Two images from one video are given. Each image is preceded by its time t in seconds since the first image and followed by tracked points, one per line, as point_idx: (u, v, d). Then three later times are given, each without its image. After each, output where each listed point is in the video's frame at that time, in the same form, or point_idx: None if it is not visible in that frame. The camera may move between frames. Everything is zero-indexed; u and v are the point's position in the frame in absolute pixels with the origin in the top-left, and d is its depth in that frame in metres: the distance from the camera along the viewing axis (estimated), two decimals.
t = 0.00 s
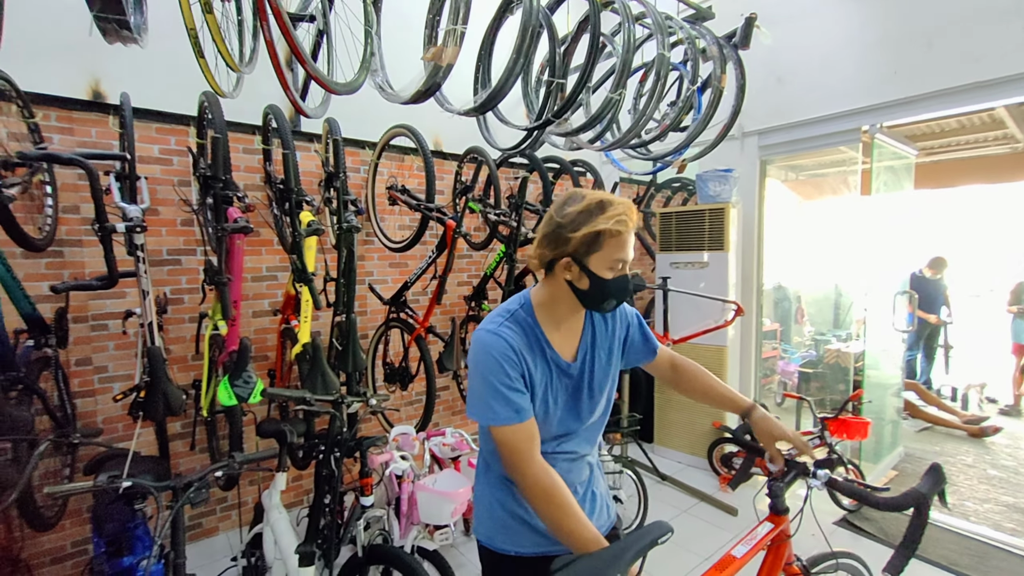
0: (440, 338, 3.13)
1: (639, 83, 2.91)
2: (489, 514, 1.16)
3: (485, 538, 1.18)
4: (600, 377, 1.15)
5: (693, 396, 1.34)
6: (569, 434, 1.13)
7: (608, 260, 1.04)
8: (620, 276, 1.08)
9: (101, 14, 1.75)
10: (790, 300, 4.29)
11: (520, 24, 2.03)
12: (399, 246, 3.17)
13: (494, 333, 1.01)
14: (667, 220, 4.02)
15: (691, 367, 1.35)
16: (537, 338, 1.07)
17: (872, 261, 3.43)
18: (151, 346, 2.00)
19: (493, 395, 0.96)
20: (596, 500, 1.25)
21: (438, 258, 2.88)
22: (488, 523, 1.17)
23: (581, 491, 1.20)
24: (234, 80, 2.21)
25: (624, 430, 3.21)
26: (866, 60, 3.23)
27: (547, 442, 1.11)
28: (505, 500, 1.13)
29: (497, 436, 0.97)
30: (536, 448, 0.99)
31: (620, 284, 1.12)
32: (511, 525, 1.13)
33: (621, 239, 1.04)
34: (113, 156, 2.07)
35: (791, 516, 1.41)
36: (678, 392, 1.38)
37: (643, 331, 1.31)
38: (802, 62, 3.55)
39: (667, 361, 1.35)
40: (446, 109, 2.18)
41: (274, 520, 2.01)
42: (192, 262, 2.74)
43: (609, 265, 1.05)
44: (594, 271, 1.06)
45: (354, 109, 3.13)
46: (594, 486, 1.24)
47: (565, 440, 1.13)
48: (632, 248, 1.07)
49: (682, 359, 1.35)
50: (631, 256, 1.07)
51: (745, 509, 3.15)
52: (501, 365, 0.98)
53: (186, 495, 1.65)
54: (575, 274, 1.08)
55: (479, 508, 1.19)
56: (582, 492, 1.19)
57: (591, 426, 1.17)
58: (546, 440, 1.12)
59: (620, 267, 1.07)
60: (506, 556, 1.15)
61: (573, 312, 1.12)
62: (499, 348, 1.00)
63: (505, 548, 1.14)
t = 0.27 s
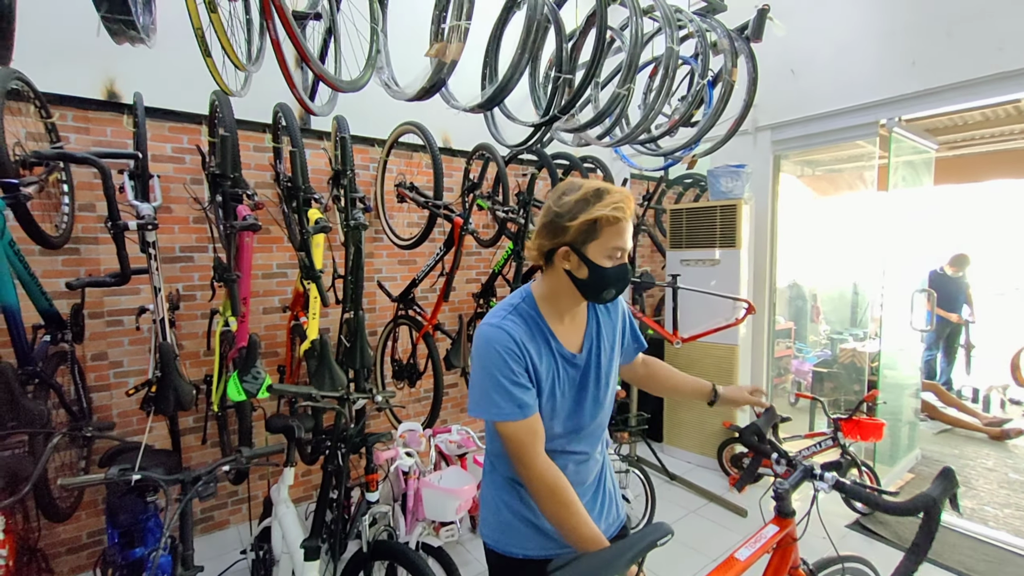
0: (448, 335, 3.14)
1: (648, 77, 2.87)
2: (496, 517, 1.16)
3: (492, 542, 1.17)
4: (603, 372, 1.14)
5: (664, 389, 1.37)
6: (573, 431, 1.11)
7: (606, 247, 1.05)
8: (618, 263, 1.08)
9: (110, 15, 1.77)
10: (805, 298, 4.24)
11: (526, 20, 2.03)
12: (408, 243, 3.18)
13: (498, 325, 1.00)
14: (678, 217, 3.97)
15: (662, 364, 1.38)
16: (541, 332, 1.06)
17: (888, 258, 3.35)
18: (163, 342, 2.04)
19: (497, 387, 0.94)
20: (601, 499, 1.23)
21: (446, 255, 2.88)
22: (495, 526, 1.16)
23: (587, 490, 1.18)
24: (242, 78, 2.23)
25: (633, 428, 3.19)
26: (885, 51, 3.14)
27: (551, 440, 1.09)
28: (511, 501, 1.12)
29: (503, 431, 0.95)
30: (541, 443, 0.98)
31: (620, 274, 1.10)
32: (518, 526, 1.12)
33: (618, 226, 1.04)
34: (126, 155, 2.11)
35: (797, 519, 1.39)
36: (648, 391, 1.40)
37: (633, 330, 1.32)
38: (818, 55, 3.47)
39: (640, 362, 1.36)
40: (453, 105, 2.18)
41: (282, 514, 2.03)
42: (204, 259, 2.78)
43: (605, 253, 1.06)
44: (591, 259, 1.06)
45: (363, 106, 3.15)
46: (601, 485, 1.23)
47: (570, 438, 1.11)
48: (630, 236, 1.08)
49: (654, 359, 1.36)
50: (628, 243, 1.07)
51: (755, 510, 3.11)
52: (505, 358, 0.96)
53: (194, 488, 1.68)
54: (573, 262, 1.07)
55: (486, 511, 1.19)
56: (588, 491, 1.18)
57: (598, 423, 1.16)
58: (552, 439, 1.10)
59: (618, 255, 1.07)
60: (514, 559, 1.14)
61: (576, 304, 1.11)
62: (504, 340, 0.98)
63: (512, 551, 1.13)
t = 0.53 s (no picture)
0: (448, 336, 3.14)
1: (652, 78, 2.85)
2: (485, 521, 1.13)
3: (480, 546, 1.15)
4: (604, 376, 1.12)
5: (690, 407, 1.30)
6: (572, 436, 1.09)
7: (604, 242, 1.05)
8: (619, 260, 1.07)
9: (105, 14, 1.77)
10: (812, 302, 4.18)
11: (524, 20, 2.02)
12: (410, 243, 3.18)
13: (505, 319, 0.98)
14: (682, 218, 3.94)
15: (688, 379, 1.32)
16: (547, 329, 1.03)
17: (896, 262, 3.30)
18: (161, 339, 2.05)
19: (501, 379, 0.93)
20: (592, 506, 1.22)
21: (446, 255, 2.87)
22: (484, 529, 1.14)
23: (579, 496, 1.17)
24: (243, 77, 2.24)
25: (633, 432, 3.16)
26: (894, 51, 3.09)
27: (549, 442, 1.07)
28: (502, 503, 1.10)
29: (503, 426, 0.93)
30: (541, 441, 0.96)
31: (621, 272, 1.07)
32: (507, 532, 1.10)
33: (618, 220, 1.04)
34: (127, 153, 2.12)
35: (794, 528, 1.36)
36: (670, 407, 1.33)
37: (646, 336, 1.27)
38: (826, 55, 3.43)
39: (665, 374, 1.30)
40: (452, 105, 2.17)
41: (278, 513, 2.03)
42: (207, 257, 2.79)
43: (605, 248, 1.05)
44: (589, 251, 1.06)
45: (366, 105, 3.15)
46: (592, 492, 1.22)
47: (568, 442, 1.09)
48: (633, 235, 1.07)
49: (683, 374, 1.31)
50: (631, 241, 1.06)
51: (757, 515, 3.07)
52: (511, 352, 0.94)
53: (188, 487, 1.69)
54: (577, 257, 1.08)
55: (476, 512, 1.16)
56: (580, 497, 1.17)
57: (594, 428, 1.14)
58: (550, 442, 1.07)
59: (619, 252, 1.06)
60: (501, 563, 1.12)
61: (583, 304, 1.09)
62: (512, 332, 0.96)
63: (500, 554, 1.11)
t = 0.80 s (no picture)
0: (445, 335, 3.12)
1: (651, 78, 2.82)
2: (474, 521, 1.12)
3: (468, 545, 1.14)
4: (602, 382, 1.09)
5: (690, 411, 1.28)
6: (566, 441, 1.06)
7: (564, 230, 1.07)
8: (582, 248, 1.06)
9: (94, 9, 1.74)
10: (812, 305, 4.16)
11: (520, 18, 2.00)
12: (407, 242, 3.16)
13: (497, 318, 0.97)
14: (682, 220, 3.92)
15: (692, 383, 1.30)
16: (541, 332, 1.01)
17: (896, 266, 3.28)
18: (153, 337, 2.03)
19: (491, 379, 0.92)
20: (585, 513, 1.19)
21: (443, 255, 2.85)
22: (472, 529, 1.12)
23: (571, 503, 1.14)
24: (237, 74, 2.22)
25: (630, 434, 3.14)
26: (896, 54, 3.07)
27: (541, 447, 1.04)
28: (491, 505, 1.09)
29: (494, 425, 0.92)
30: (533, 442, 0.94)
31: (585, 259, 1.06)
32: (495, 535, 1.08)
33: (576, 209, 1.07)
34: (121, 149, 2.10)
35: (788, 536, 1.35)
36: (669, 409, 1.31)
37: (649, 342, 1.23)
38: (827, 57, 3.41)
39: (669, 377, 1.27)
40: (449, 103, 2.15)
41: (270, 513, 2.01)
42: (202, 254, 2.78)
43: (567, 236, 1.08)
44: (554, 242, 1.10)
45: (364, 103, 3.13)
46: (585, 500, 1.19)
47: (561, 448, 1.06)
48: (597, 223, 1.06)
49: (685, 376, 1.28)
50: (596, 230, 1.06)
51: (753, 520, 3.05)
52: (500, 352, 0.93)
53: (176, 486, 1.67)
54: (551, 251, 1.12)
55: (466, 512, 1.15)
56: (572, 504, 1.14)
57: (588, 435, 1.11)
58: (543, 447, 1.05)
59: (582, 240, 1.07)
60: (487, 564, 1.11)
61: (579, 306, 1.07)
62: (502, 332, 0.95)
63: (487, 556, 1.10)
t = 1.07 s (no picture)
0: (450, 336, 3.11)
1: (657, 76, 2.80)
2: (478, 521, 1.12)
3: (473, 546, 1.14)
4: (609, 385, 1.06)
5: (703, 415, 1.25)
6: (570, 444, 1.04)
7: (551, 237, 1.05)
8: (573, 253, 1.05)
9: (96, 10, 1.74)
10: (821, 305, 4.11)
11: (524, 17, 1.99)
12: (412, 243, 3.16)
13: (492, 323, 0.97)
14: (688, 219, 3.89)
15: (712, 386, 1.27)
16: (540, 335, 1.01)
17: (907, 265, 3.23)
18: (158, 338, 2.03)
19: (486, 384, 0.92)
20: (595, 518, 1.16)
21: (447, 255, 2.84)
22: (476, 529, 1.12)
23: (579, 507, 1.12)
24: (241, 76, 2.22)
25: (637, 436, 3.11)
26: (906, 49, 3.02)
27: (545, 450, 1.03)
28: (495, 509, 1.08)
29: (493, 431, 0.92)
30: (534, 450, 0.93)
31: (576, 263, 1.04)
32: (497, 535, 1.07)
33: (561, 214, 1.05)
34: (127, 151, 2.11)
35: (800, 540, 1.32)
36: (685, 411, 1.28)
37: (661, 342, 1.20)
38: (835, 53, 3.36)
39: (688, 379, 1.25)
40: (453, 103, 2.13)
41: (275, 515, 2.01)
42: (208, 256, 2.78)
43: (555, 241, 1.06)
44: (544, 249, 1.08)
45: (369, 104, 3.13)
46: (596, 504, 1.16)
47: (564, 451, 1.05)
48: (582, 223, 1.04)
49: (705, 378, 1.26)
50: (582, 232, 1.04)
51: (763, 522, 3.02)
52: (495, 358, 0.93)
53: (181, 488, 1.67)
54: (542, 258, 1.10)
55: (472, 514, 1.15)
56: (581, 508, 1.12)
57: (595, 439, 1.08)
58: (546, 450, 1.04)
59: (572, 244, 1.05)
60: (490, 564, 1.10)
61: (578, 309, 1.05)
62: (498, 338, 0.95)
63: (491, 557, 1.09)
